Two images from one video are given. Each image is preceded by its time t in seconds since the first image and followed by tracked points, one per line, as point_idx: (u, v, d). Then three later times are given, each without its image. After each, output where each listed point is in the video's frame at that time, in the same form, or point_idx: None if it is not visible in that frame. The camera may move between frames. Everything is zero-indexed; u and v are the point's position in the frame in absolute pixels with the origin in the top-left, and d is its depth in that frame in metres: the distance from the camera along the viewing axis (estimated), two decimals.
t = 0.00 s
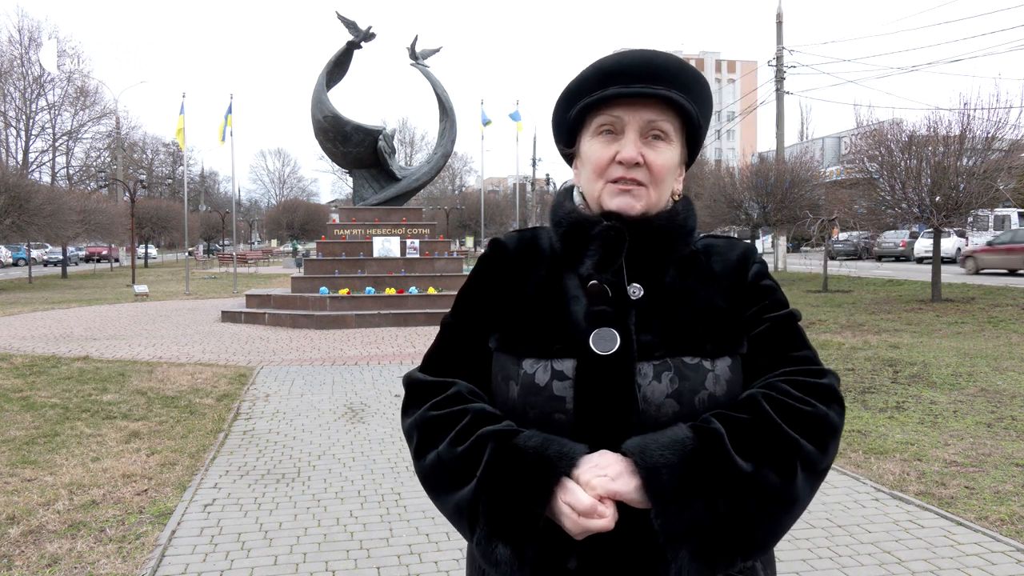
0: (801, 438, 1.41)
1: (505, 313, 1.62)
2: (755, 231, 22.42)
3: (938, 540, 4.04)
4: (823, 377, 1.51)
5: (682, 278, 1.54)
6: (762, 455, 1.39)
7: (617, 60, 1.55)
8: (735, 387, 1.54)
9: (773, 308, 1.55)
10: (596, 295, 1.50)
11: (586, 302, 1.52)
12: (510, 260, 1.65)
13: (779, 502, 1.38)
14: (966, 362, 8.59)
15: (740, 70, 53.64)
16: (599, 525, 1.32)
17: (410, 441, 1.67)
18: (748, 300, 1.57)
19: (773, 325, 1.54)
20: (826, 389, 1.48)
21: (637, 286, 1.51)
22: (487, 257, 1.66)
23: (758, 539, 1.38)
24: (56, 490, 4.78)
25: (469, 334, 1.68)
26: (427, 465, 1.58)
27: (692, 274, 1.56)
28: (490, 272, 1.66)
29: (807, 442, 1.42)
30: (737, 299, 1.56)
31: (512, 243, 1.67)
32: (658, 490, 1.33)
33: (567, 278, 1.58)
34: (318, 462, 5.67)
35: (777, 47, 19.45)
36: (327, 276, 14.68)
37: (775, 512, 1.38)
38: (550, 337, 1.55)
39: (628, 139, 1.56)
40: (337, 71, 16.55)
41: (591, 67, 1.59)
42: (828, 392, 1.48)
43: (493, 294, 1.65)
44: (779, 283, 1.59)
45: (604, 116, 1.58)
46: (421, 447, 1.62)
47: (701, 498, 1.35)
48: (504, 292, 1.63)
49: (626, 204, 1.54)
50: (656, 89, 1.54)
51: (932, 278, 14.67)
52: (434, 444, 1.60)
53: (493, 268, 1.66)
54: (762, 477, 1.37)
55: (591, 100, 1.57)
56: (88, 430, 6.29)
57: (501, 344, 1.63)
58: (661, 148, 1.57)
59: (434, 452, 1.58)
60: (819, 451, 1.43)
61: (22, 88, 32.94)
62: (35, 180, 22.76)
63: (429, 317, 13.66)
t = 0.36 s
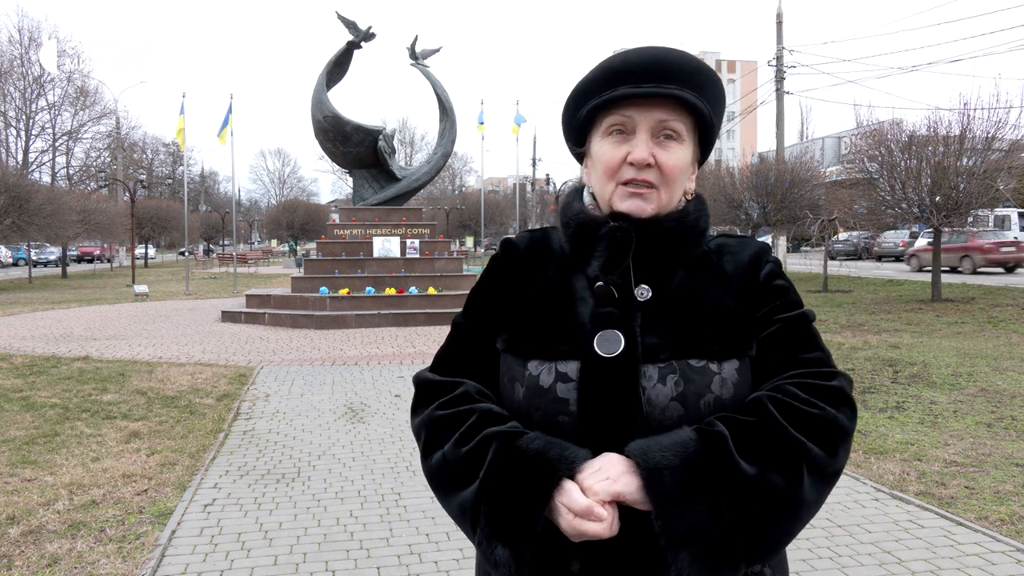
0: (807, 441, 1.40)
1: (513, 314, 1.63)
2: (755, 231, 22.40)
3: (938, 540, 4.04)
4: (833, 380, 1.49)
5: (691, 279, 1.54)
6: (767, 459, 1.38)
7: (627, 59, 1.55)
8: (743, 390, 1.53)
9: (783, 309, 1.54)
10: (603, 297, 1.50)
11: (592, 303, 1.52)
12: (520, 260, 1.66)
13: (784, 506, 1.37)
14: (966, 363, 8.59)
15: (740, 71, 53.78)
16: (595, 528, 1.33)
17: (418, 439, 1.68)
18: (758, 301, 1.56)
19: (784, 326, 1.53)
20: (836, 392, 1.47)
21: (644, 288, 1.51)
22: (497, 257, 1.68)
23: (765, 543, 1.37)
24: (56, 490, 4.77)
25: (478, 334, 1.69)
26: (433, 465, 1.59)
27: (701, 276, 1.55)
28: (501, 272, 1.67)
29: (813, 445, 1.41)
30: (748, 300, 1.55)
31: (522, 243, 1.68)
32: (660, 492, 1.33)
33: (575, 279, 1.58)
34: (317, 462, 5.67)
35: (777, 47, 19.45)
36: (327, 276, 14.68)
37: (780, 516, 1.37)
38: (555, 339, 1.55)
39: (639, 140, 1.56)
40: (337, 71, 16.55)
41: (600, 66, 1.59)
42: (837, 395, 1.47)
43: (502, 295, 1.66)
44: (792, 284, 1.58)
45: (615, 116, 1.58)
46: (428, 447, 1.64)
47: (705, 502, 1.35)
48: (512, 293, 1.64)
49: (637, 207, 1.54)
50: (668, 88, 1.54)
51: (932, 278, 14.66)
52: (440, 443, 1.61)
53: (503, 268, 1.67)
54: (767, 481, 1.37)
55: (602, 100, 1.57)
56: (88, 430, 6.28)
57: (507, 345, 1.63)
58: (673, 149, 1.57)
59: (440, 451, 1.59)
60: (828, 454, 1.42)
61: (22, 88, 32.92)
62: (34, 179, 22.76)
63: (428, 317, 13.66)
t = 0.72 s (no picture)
0: (813, 440, 1.39)
1: (522, 310, 1.63)
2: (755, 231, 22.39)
3: (938, 540, 4.04)
4: (843, 378, 1.47)
5: (700, 276, 1.54)
6: (771, 458, 1.37)
7: (636, 58, 1.55)
8: (750, 388, 1.52)
9: (796, 307, 1.52)
10: (610, 294, 1.50)
11: (600, 301, 1.53)
12: (532, 257, 1.66)
13: (789, 507, 1.36)
14: (966, 362, 8.59)
15: (740, 71, 54.07)
16: (593, 523, 1.33)
17: (425, 431, 1.69)
18: (769, 299, 1.54)
19: (794, 324, 1.51)
20: (845, 391, 1.45)
21: (652, 286, 1.51)
22: (509, 254, 1.68)
23: (766, 542, 1.37)
24: (56, 490, 4.77)
25: (487, 329, 1.70)
26: (439, 458, 1.60)
27: (711, 272, 1.55)
28: (511, 269, 1.68)
29: (819, 443, 1.40)
30: (758, 299, 1.54)
31: (534, 239, 1.68)
32: (660, 490, 1.32)
33: (584, 276, 1.59)
34: (317, 462, 5.67)
35: (777, 47, 19.44)
36: (327, 276, 14.68)
37: (783, 516, 1.36)
38: (562, 335, 1.56)
39: (650, 139, 1.56)
40: (337, 71, 16.55)
41: (610, 66, 1.59)
42: (847, 394, 1.45)
43: (512, 292, 1.66)
44: (805, 282, 1.57)
45: (626, 117, 1.58)
46: (435, 438, 1.64)
47: (706, 500, 1.34)
48: (522, 290, 1.65)
49: (648, 207, 1.54)
50: (677, 88, 1.54)
51: (932, 278, 14.66)
52: (446, 436, 1.61)
53: (514, 264, 1.68)
54: (770, 479, 1.36)
55: (611, 101, 1.57)
56: (88, 430, 6.28)
57: (516, 341, 1.64)
58: (684, 148, 1.56)
59: (446, 445, 1.59)
60: (835, 455, 1.41)
61: (22, 88, 32.90)
62: (35, 179, 22.75)
63: (429, 317, 13.66)
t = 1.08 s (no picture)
0: (825, 435, 1.39)
1: (532, 303, 1.63)
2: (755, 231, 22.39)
3: (937, 540, 4.04)
4: (854, 375, 1.48)
5: (712, 269, 1.54)
6: (783, 453, 1.37)
7: (648, 58, 1.55)
8: (761, 382, 1.52)
9: (807, 303, 1.53)
10: (623, 286, 1.50)
11: (612, 293, 1.53)
12: (540, 249, 1.66)
13: (801, 501, 1.36)
14: (966, 362, 8.59)
15: (740, 71, 54.25)
16: (608, 519, 1.33)
17: (431, 424, 1.69)
18: (781, 294, 1.55)
19: (806, 320, 1.51)
20: (856, 387, 1.45)
21: (663, 278, 1.51)
22: (517, 246, 1.68)
23: (778, 538, 1.36)
24: (56, 490, 4.77)
25: (495, 321, 1.70)
26: (445, 450, 1.60)
27: (722, 265, 1.55)
28: (519, 261, 1.68)
29: (831, 439, 1.40)
30: (770, 293, 1.55)
31: (541, 231, 1.68)
32: (673, 483, 1.33)
33: (594, 268, 1.58)
34: (318, 462, 5.67)
35: (777, 47, 19.44)
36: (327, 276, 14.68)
37: (795, 511, 1.36)
38: (573, 327, 1.56)
39: (660, 138, 1.56)
40: (337, 71, 16.55)
41: (621, 65, 1.59)
42: (858, 390, 1.45)
43: (521, 284, 1.66)
44: (815, 278, 1.57)
45: (637, 115, 1.58)
46: (440, 431, 1.64)
47: (718, 495, 1.34)
48: (532, 281, 1.64)
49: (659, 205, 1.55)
50: (688, 87, 1.54)
51: (932, 278, 14.66)
52: (452, 428, 1.61)
53: (522, 256, 1.68)
54: (783, 474, 1.35)
55: (622, 99, 1.57)
56: (88, 430, 6.28)
57: (525, 331, 1.64)
58: (694, 147, 1.57)
59: (452, 437, 1.59)
60: (845, 450, 1.41)
61: (22, 88, 32.91)
62: (34, 180, 22.75)
63: (428, 317, 13.66)
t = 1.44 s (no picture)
0: (822, 430, 1.39)
1: (528, 304, 1.63)
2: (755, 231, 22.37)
3: (938, 540, 4.04)
4: (850, 368, 1.48)
5: (707, 266, 1.54)
6: (781, 448, 1.37)
7: (636, 57, 1.54)
8: (758, 379, 1.53)
9: (802, 297, 1.53)
10: (618, 286, 1.50)
11: (607, 293, 1.53)
12: (533, 251, 1.66)
13: (801, 496, 1.36)
14: (966, 362, 8.59)
15: (740, 71, 54.44)
16: (613, 523, 1.32)
17: (429, 431, 1.68)
18: (776, 289, 1.55)
19: (802, 315, 1.52)
20: (852, 380, 1.45)
21: (658, 276, 1.51)
22: (510, 249, 1.67)
23: (779, 533, 1.37)
24: (56, 490, 4.77)
25: (490, 325, 1.69)
26: (443, 457, 1.60)
27: (717, 262, 1.55)
28: (514, 262, 1.67)
29: (828, 433, 1.40)
30: (764, 290, 1.55)
31: (533, 232, 1.68)
32: (673, 483, 1.32)
33: (588, 268, 1.58)
34: (317, 462, 5.67)
35: (777, 48, 19.44)
36: (327, 276, 14.68)
37: (795, 506, 1.36)
38: (569, 328, 1.55)
39: (651, 136, 1.56)
40: (337, 71, 16.55)
41: (610, 65, 1.58)
42: (854, 383, 1.45)
43: (516, 287, 1.66)
44: (809, 273, 1.57)
45: (627, 113, 1.57)
46: (438, 439, 1.64)
47: (718, 492, 1.34)
48: (527, 282, 1.64)
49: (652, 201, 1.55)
50: (678, 85, 1.54)
51: (932, 278, 14.66)
52: (450, 435, 1.61)
53: (516, 259, 1.67)
54: (781, 470, 1.36)
55: (612, 100, 1.56)
56: (88, 430, 6.28)
57: (521, 334, 1.64)
58: (685, 144, 1.57)
59: (450, 444, 1.59)
60: (844, 443, 1.41)
61: (22, 88, 32.92)
62: (34, 180, 22.75)
63: (428, 317, 13.66)
